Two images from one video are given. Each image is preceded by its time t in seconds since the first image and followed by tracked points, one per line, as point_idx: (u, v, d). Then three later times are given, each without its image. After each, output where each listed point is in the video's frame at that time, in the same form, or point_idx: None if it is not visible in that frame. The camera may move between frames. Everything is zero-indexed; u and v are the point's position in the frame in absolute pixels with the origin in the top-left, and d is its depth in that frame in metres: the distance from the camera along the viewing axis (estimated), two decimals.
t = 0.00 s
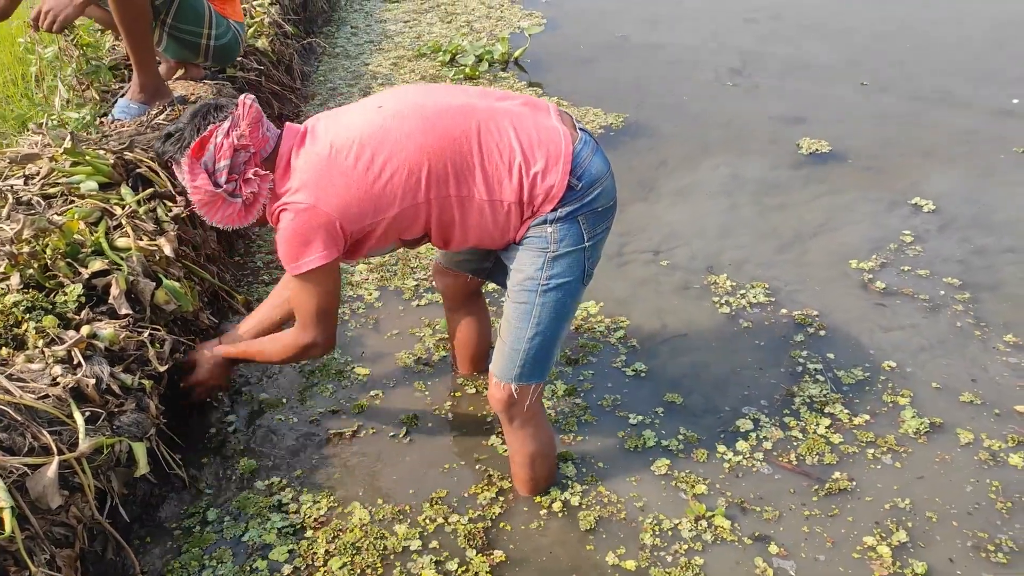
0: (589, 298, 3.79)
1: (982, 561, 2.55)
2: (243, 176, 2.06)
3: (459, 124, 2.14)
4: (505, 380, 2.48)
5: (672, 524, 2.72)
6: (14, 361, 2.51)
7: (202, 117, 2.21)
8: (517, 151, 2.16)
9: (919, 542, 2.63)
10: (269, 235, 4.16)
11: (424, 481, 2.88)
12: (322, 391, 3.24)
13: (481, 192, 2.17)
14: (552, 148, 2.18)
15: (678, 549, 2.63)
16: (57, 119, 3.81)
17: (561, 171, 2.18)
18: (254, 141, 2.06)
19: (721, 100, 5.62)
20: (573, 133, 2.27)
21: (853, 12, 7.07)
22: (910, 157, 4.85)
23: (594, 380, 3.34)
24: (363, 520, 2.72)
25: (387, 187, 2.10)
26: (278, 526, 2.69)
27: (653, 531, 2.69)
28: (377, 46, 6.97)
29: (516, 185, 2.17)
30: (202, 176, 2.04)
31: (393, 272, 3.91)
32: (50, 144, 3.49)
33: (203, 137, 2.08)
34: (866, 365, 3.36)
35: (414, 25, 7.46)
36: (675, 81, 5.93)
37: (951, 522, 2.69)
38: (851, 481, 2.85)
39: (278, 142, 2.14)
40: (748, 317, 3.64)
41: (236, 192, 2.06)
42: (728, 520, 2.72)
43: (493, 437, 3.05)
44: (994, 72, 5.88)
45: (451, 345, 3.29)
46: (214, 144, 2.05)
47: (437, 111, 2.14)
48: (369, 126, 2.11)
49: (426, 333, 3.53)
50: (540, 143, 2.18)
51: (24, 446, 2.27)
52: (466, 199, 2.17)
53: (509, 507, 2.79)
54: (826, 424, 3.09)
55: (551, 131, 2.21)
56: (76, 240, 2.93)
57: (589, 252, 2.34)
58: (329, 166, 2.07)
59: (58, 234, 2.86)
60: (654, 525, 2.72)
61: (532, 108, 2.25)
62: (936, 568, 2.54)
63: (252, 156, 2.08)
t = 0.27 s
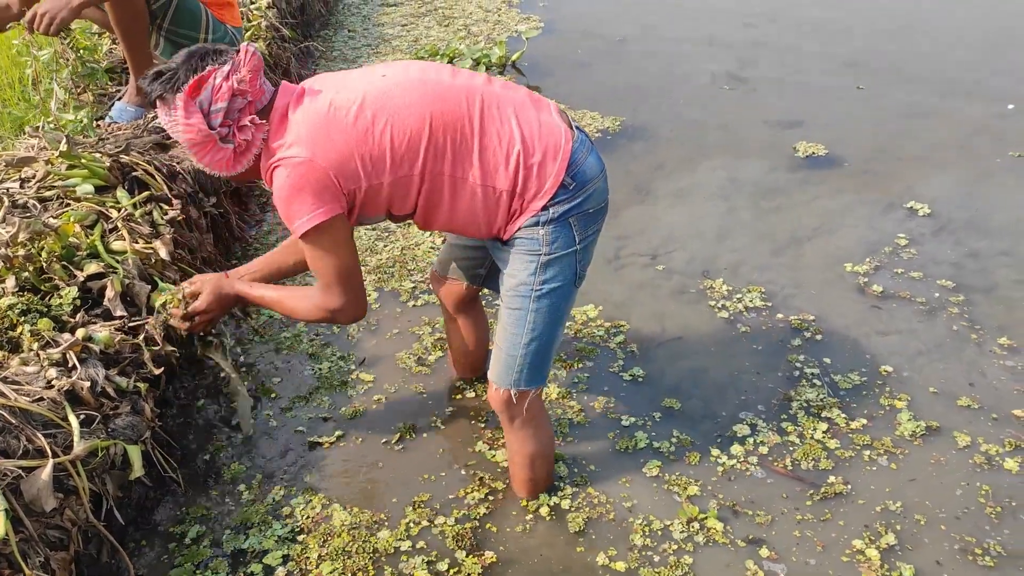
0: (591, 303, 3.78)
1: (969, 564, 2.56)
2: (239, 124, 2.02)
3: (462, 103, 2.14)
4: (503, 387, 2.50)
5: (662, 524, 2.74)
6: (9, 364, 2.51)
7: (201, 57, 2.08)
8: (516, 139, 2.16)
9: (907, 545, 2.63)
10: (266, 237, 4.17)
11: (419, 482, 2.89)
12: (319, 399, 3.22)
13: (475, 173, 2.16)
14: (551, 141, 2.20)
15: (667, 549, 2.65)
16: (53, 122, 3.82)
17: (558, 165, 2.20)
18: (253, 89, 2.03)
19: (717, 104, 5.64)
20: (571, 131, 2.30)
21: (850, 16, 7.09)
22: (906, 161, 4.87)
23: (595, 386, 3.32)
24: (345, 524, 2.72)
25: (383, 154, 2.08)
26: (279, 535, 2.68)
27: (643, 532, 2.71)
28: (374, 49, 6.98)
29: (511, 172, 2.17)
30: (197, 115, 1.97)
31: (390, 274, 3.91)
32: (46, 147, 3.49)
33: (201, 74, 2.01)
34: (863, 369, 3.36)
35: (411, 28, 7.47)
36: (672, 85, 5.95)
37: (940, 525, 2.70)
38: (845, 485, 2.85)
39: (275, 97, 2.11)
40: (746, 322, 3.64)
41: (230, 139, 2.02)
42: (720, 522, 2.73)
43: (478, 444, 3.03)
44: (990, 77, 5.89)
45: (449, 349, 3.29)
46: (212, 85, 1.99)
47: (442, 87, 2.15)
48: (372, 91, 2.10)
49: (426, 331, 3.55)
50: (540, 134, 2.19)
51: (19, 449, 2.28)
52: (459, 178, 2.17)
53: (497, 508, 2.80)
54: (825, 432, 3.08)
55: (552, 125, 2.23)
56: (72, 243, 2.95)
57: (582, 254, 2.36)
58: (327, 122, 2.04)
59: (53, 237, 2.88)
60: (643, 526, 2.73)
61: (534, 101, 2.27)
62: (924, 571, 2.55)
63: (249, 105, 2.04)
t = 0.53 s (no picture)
0: (594, 308, 3.79)
1: (961, 568, 2.57)
2: (251, 78, 1.92)
3: (480, 89, 2.12)
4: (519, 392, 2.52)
5: (655, 526, 2.75)
6: (8, 368, 2.54)
7: (217, 5, 1.98)
8: (531, 132, 2.17)
9: (899, 549, 2.64)
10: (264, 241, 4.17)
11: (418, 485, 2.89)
12: (319, 409, 3.19)
13: (486, 160, 2.14)
14: (563, 139, 2.22)
15: (658, 550, 2.66)
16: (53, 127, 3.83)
17: (569, 162, 2.22)
18: (270, 44, 1.94)
19: (716, 108, 5.65)
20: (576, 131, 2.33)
21: (849, 21, 7.10)
22: (903, 165, 4.88)
23: (595, 392, 3.32)
24: (333, 531, 2.71)
25: (396, 129, 2.02)
26: (281, 543, 2.67)
27: (635, 534, 2.72)
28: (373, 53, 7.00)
29: (523, 165, 2.17)
30: (211, 61, 1.87)
31: (390, 278, 3.92)
32: (45, 151, 3.49)
33: (217, 21, 1.91)
34: (862, 374, 3.36)
35: (411, 33, 7.49)
36: (671, 89, 5.96)
37: (932, 529, 2.70)
38: (843, 490, 2.85)
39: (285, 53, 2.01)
40: (747, 327, 3.64)
41: (241, 92, 1.92)
42: (716, 526, 2.73)
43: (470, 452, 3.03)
44: (989, 82, 5.90)
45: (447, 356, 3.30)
46: (229, 34, 1.89)
47: (461, 70, 2.12)
48: (393, 63, 2.04)
49: (429, 333, 3.58)
50: (553, 131, 2.21)
51: (17, 454, 2.28)
52: (467, 163, 2.14)
53: (487, 511, 2.81)
54: (824, 438, 3.07)
55: (562, 124, 2.25)
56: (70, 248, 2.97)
57: (587, 254, 2.39)
58: (344, 86, 1.95)
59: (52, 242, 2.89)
60: (634, 527, 2.74)
61: (543, 99, 2.29)
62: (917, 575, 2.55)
63: (264, 60, 1.94)
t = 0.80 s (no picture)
0: (598, 313, 3.79)
1: (954, 572, 2.57)
2: (257, 83, 1.86)
3: (485, 92, 2.13)
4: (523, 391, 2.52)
5: (649, 528, 2.76)
6: (9, 373, 2.55)
7: (204, 14, 1.90)
8: (535, 133, 2.18)
9: (892, 554, 2.64)
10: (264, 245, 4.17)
11: (417, 490, 2.90)
12: (317, 420, 3.16)
13: (494, 161, 2.13)
14: (564, 139, 2.25)
15: (651, 550, 2.68)
16: (53, 133, 3.85)
17: (572, 163, 2.24)
18: (268, 46, 1.88)
19: (715, 112, 5.66)
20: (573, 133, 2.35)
21: (847, 25, 7.12)
22: (902, 169, 4.88)
23: (594, 397, 3.32)
24: (324, 536, 2.72)
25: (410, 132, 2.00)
26: (283, 545, 2.68)
27: (628, 535, 2.73)
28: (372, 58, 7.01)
29: (530, 164, 2.17)
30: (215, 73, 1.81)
31: (391, 282, 3.92)
32: (45, 156, 3.50)
33: (212, 31, 1.84)
34: (862, 379, 3.36)
35: (411, 37, 7.51)
36: (670, 93, 5.97)
37: (926, 533, 2.70)
38: (841, 495, 2.85)
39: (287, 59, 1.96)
40: (747, 332, 3.64)
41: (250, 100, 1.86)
42: (711, 530, 2.75)
43: (464, 459, 3.02)
44: (987, 86, 5.91)
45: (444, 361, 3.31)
46: (226, 41, 1.83)
47: (465, 74, 2.12)
48: (399, 69, 2.03)
49: (430, 335, 3.59)
50: (555, 132, 2.23)
51: (17, 458, 2.29)
52: (476, 164, 2.12)
53: (481, 514, 2.81)
54: (824, 443, 3.07)
55: (561, 126, 2.28)
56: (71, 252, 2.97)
57: (586, 256, 2.41)
58: (359, 91, 1.93)
59: (53, 245, 2.87)
60: (628, 529, 2.75)
61: (540, 101, 2.31)
62: None
63: (265, 64, 1.88)
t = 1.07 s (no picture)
0: (601, 317, 3.79)
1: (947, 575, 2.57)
2: (273, 161, 1.82)
3: (482, 109, 2.10)
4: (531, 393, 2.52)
5: (644, 528, 2.78)
6: (10, 376, 2.56)
7: (191, 115, 1.84)
8: (536, 142, 2.17)
9: (885, 556, 2.64)
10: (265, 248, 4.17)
11: (417, 489, 2.91)
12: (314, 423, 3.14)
13: (507, 178, 2.12)
14: (561, 139, 2.24)
15: (646, 549, 2.70)
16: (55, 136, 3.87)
17: (573, 164, 2.24)
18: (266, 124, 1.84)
19: (714, 115, 5.67)
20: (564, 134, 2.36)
21: (846, 27, 7.13)
22: (901, 171, 4.89)
23: (595, 401, 3.33)
24: (318, 535, 2.73)
25: (433, 168, 1.97)
26: (286, 543, 2.70)
27: (624, 536, 2.75)
28: (372, 62, 7.02)
29: (538, 172, 2.16)
30: (237, 168, 1.75)
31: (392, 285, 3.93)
32: (46, 160, 3.51)
33: (211, 127, 1.78)
34: (863, 382, 3.36)
35: (410, 41, 7.53)
36: (670, 96, 5.98)
37: (921, 535, 2.70)
38: (840, 499, 2.85)
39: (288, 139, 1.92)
40: (750, 336, 3.64)
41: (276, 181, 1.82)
42: (708, 532, 2.76)
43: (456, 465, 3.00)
44: (986, 88, 5.92)
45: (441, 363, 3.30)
46: (231, 132, 1.77)
47: (457, 95, 2.09)
48: (399, 106, 2.00)
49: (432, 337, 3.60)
50: (550, 133, 2.22)
51: (19, 461, 2.30)
52: (493, 185, 2.11)
53: (477, 517, 2.82)
54: (825, 447, 3.07)
55: (552, 126, 2.27)
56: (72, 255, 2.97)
57: (591, 257, 2.42)
58: (377, 144, 1.89)
59: (53, 249, 2.88)
60: (624, 530, 2.77)
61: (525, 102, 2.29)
62: None
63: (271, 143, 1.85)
